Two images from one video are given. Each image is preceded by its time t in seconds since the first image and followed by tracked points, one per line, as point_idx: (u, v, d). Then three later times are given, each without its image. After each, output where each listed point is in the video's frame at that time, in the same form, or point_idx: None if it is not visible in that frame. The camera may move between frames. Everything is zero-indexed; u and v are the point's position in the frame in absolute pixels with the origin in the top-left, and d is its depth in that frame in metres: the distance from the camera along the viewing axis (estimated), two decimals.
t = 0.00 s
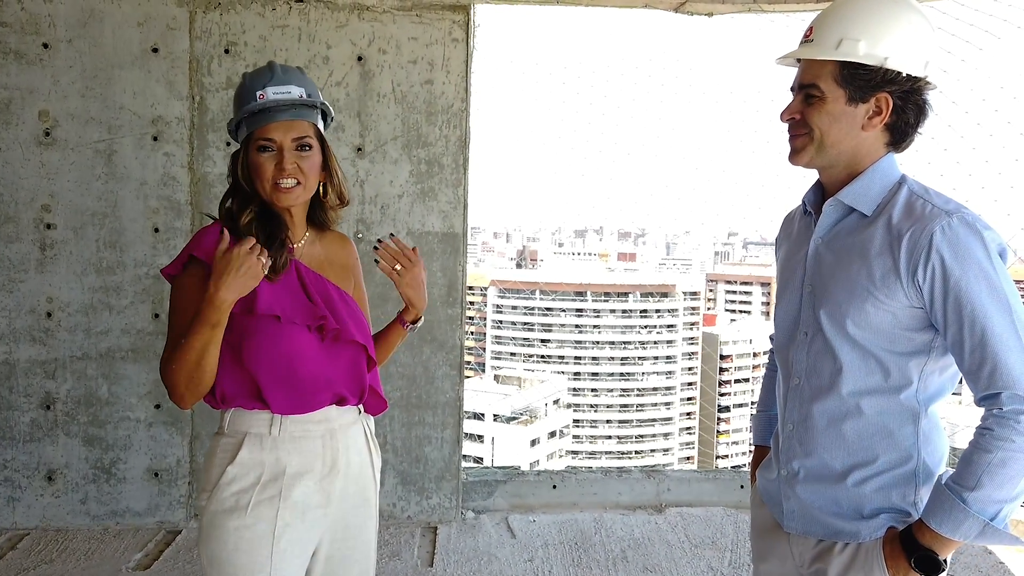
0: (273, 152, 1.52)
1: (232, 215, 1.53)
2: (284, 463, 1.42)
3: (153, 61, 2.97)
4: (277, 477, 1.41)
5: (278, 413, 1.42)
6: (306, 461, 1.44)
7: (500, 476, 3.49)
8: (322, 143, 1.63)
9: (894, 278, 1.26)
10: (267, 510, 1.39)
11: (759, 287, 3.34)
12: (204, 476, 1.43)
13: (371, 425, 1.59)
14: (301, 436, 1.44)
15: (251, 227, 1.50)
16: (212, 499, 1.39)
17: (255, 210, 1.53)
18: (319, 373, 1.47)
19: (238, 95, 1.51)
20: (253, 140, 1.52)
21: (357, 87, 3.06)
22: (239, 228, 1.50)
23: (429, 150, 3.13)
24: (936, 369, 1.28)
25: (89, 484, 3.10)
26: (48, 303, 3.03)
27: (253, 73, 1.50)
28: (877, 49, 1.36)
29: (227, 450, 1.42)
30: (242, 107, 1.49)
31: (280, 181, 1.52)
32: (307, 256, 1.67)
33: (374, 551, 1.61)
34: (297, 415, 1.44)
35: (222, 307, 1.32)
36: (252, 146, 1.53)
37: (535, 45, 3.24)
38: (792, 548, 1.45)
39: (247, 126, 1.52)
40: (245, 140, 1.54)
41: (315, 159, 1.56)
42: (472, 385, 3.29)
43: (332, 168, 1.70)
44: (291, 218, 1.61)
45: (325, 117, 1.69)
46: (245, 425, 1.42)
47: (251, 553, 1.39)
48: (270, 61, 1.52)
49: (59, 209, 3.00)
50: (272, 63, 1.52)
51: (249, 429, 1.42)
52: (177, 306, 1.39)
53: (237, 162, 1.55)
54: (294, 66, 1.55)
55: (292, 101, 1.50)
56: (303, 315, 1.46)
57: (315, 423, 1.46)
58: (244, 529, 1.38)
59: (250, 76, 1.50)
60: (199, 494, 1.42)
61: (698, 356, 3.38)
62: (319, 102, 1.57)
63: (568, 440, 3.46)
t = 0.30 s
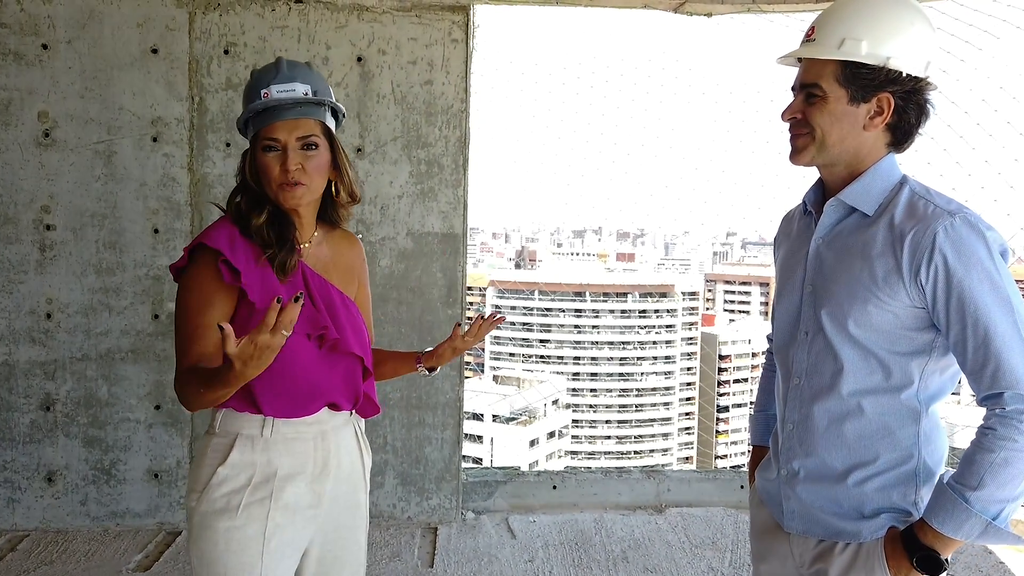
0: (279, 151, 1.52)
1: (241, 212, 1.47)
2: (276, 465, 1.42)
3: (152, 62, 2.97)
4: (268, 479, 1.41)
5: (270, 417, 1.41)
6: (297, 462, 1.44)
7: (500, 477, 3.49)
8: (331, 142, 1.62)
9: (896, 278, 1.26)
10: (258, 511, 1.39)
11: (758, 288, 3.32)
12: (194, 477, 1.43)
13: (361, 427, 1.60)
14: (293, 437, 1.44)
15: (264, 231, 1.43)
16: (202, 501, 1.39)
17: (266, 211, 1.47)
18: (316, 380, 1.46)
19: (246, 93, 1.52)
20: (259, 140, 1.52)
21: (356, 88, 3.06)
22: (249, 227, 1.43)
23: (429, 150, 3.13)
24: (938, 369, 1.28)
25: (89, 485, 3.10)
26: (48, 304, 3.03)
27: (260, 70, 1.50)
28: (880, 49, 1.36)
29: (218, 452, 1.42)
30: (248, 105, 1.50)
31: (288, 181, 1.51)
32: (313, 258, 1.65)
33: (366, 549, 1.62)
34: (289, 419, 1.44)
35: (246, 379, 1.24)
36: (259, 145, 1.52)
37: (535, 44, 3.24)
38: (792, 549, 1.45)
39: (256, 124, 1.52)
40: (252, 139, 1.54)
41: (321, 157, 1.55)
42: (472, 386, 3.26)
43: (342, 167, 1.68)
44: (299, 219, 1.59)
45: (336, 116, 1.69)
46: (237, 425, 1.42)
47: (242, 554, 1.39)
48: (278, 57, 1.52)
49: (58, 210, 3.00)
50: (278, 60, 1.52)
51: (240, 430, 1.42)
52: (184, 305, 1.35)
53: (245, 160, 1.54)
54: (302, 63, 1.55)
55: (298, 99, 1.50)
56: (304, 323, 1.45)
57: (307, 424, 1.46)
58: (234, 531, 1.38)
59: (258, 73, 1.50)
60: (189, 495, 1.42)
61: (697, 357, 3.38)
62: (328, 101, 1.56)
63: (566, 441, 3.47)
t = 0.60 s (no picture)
0: (285, 155, 1.51)
1: (242, 217, 1.45)
2: (273, 466, 1.42)
3: (151, 63, 2.96)
4: (265, 480, 1.41)
5: (266, 418, 1.41)
6: (293, 464, 1.44)
7: (499, 477, 3.49)
8: (333, 145, 1.62)
9: (892, 278, 1.26)
10: (256, 513, 1.39)
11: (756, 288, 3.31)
12: (191, 479, 1.43)
13: (357, 426, 1.61)
14: (290, 439, 1.44)
15: (263, 233, 1.42)
16: (200, 502, 1.39)
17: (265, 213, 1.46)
18: (313, 381, 1.47)
19: (246, 94, 1.50)
20: (260, 142, 1.51)
21: (355, 88, 3.06)
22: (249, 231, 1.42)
23: (427, 151, 3.13)
24: (935, 369, 1.28)
25: (87, 487, 3.10)
26: (46, 305, 3.03)
27: (263, 71, 1.49)
28: (876, 51, 1.36)
29: (215, 454, 1.42)
30: (252, 109, 1.48)
31: (292, 185, 1.51)
32: (310, 260, 1.65)
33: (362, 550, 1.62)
34: (287, 420, 1.44)
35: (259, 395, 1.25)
36: (263, 148, 1.51)
37: (535, 45, 3.26)
38: (790, 550, 1.45)
39: (258, 127, 1.50)
40: (255, 140, 1.52)
41: (325, 162, 1.55)
42: (470, 387, 3.26)
43: (343, 171, 1.70)
44: (299, 223, 1.58)
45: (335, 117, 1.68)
46: (234, 427, 1.42)
47: (240, 556, 1.39)
48: (281, 59, 1.51)
49: (57, 210, 2.99)
50: (282, 60, 1.51)
51: (237, 431, 1.41)
52: (181, 307, 1.35)
53: (244, 162, 1.53)
54: (305, 64, 1.55)
55: (304, 103, 1.49)
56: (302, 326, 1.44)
57: (304, 425, 1.46)
58: (232, 532, 1.38)
59: (261, 73, 1.49)
60: (187, 497, 1.42)
61: (696, 357, 3.38)
62: (332, 104, 1.56)
63: (565, 441, 3.46)
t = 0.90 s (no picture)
0: (268, 156, 1.50)
1: (227, 218, 1.45)
2: (268, 467, 1.42)
3: (143, 63, 2.95)
4: (260, 481, 1.41)
5: (260, 420, 1.41)
6: (288, 464, 1.44)
7: (493, 477, 3.49)
8: (318, 145, 1.61)
9: (883, 278, 1.26)
10: (251, 514, 1.39)
11: (749, 289, 3.29)
12: (186, 481, 1.42)
13: (350, 425, 1.60)
14: (284, 440, 1.44)
15: (249, 234, 1.42)
16: (194, 504, 1.38)
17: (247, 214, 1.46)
18: (305, 380, 1.46)
19: (229, 96, 1.49)
20: (245, 144, 1.51)
21: (348, 89, 3.06)
22: (235, 233, 1.42)
23: (421, 151, 3.13)
24: (924, 368, 1.29)
25: (80, 489, 3.09)
26: (38, 307, 3.02)
27: (245, 73, 1.48)
28: (865, 51, 1.36)
29: (209, 455, 1.41)
30: (234, 111, 1.47)
31: (276, 186, 1.51)
32: (297, 260, 1.65)
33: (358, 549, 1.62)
34: (279, 420, 1.43)
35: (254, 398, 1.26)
36: (247, 149, 1.51)
37: (527, 44, 3.26)
38: (782, 548, 1.45)
39: (241, 129, 1.50)
40: (238, 142, 1.52)
41: (310, 162, 1.55)
42: (464, 387, 3.26)
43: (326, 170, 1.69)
44: (285, 223, 1.58)
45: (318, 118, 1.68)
46: (228, 428, 1.41)
47: (235, 557, 1.38)
48: (262, 60, 1.50)
49: (49, 212, 2.98)
50: (263, 62, 1.50)
51: (231, 433, 1.41)
52: (170, 310, 1.35)
53: (229, 163, 1.52)
54: (286, 64, 1.54)
55: (287, 104, 1.49)
56: (291, 325, 1.43)
57: (298, 426, 1.46)
58: (227, 533, 1.38)
59: (242, 76, 1.48)
60: (181, 499, 1.42)
61: (690, 356, 3.37)
62: (314, 104, 1.56)
63: (559, 441, 3.44)
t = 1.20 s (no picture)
0: (251, 160, 1.50)
1: (209, 222, 1.46)
2: (259, 471, 1.41)
3: (135, 64, 2.95)
4: (251, 485, 1.40)
5: (251, 422, 1.41)
6: (279, 468, 1.43)
7: (487, 479, 3.49)
8: (299, 148, 1.61)
9: (869, 281, 1.27)
10: (242, 518, 1.39)
11: (744, 288, 3.35)
12: (177, 485, 1.42)
13: (343, 429, 1.60)
14: (276, 443, 1.44)
15: (232, 238, 1.42)
16: (186, 509, 1.38)
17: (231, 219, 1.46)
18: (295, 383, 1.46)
19: (210, 103, 1.48)
20: (229, 149, 1.50)
21: (340, 90, 3.05)
22: (218, 237, 1.42)
23: (414, 153, 3.12)
24: (910, 371, 1.29)
25: (72, 492, 3.08)
26: (29, 309, 3.00)
27: (226, 78, 1.47)
28: (851, 56, 1.37)
29: (201, 460, 1.41)
30: (216, 117, 1.47)
31: (259, 190, 1.49)
32: (284, 263, 1.66)
33: (352, 552, 1.62)
34: (270, 423, 1.43)
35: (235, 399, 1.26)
36: (230, 153, 1.50)
37: (519, 46, 3.27)
38: (771, 550, 1.46)
39: (223, 135, 1.49)
40: (220, 147, 1.51)
41: (293, 165, 1.55)
42: (458, 388, 3.27)
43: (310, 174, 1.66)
44: (268, 227, 1.58)
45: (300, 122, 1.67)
46: (219, 432, 1.41)
47: (227, 562, 1.38)
48: (242, 65, 1.49)
49: (40, 214, 2.97)
50: (244, 67, 1.49)
51: (222, 437, 1.41)
52: (154, 315, 1.35)
53: (213, 168, 1.52)
54: (267, 69, 1.53)
55: (267, 109, 1.48)
56: (279, 327, 1.43)
57: (290, 429, 1.45)
58: (218, 538, 1.37)
59: (223, 82, 1.47)
60: (173, 504, 1.41)
61: (684, 355, 3.39)
62: (294, 110, 1.55)
63: (554, 441, 3.46)
